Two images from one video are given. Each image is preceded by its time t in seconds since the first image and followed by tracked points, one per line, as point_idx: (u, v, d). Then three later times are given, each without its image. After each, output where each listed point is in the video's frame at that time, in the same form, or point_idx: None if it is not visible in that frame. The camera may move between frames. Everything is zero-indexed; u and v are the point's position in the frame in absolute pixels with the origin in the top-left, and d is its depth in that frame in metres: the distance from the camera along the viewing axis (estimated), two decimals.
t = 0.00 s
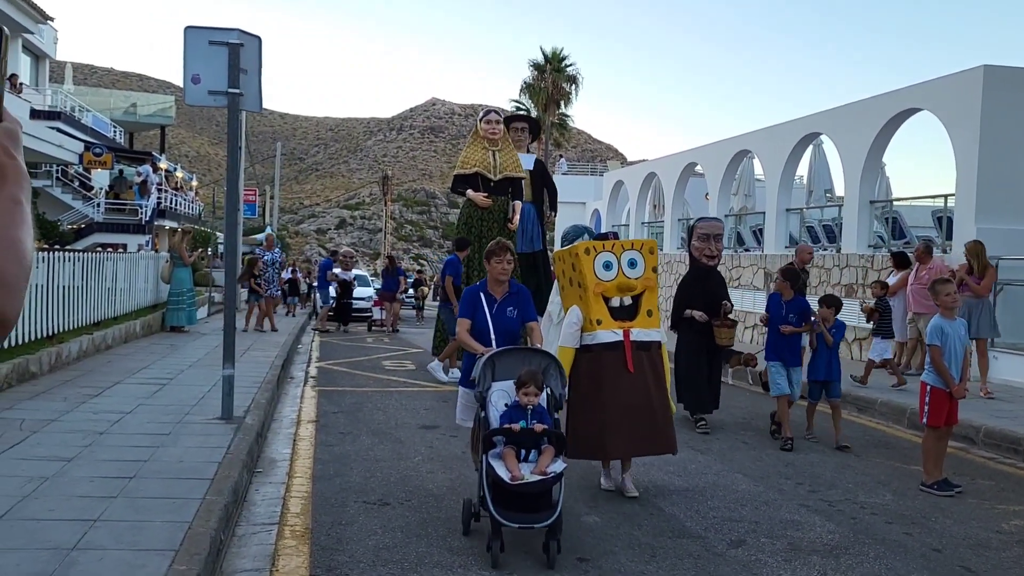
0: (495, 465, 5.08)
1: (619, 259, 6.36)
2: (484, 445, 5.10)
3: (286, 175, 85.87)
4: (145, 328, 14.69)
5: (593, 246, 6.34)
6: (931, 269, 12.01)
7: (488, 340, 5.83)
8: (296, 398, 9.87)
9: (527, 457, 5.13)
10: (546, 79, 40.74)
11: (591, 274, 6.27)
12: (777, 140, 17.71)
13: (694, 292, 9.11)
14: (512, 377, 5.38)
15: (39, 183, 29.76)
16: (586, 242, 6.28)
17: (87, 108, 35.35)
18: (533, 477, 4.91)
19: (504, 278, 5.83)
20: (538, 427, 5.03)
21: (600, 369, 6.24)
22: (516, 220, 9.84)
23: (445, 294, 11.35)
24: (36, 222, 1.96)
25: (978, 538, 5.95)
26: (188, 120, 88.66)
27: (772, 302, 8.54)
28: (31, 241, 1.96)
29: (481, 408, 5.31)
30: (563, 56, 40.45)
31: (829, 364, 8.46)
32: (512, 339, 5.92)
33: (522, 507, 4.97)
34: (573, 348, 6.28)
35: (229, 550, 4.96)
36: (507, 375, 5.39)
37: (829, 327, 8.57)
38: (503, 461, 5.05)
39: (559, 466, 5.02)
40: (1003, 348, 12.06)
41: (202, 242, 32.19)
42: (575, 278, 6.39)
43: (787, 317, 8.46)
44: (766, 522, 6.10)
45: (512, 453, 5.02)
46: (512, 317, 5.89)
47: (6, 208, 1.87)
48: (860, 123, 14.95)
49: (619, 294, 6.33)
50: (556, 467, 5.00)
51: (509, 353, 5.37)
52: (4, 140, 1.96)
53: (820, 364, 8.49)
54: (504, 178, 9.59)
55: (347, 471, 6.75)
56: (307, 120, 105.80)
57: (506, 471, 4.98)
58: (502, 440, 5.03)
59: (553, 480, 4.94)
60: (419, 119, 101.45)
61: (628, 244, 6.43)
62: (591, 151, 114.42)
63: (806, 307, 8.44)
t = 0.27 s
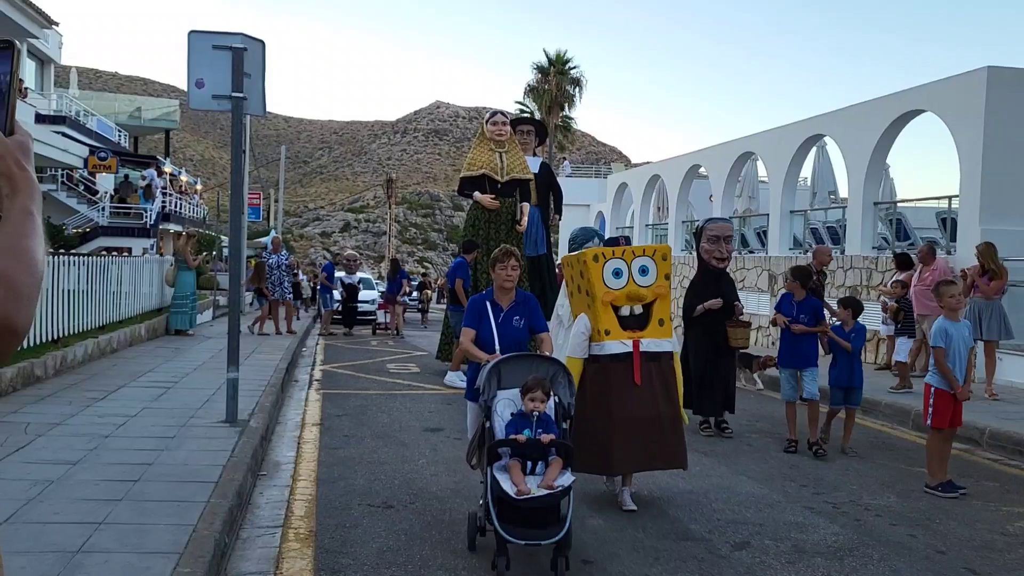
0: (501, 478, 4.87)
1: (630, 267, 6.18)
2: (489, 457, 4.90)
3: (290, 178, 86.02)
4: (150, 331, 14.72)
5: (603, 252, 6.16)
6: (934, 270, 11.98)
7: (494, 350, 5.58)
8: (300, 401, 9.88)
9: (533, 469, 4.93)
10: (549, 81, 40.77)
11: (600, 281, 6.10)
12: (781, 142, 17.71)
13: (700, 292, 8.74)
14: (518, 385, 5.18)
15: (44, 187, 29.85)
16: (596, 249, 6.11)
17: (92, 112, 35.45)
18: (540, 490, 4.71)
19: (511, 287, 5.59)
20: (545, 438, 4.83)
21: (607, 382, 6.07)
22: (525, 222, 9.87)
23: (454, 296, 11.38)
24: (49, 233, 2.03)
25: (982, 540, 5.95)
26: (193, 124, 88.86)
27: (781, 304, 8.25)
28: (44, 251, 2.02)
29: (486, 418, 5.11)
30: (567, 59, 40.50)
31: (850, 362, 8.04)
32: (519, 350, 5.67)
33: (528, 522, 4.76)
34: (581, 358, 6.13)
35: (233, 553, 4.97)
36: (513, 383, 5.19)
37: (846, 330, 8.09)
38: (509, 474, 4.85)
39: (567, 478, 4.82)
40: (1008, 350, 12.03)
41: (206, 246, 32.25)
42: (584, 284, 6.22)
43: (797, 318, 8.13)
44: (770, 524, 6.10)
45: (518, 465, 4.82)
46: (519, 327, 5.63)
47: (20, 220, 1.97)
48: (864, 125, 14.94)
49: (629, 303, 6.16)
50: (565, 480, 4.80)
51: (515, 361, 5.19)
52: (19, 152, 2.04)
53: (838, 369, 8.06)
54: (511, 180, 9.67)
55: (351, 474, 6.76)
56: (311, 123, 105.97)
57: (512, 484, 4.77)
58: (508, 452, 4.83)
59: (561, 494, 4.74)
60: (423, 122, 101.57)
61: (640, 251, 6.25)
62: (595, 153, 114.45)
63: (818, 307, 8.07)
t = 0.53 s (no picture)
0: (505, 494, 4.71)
1: (635, 269, 6.03)
2: (491, 471, 4.74)
3: (291, 183, 86.10)
4: (151, 336, 14.72)
5: (606, 255, 6.03)
6: (935, 272, 11.98)
7: (499, 354, 5.36)
8: (301, 406, 9.88)
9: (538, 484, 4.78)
10: (550, 84, 40.83)
11: (603, 285, 5.97)
12: (782, 145, 17.72)
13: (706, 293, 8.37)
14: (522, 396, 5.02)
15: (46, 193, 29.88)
16: (597, 251, 5.99)
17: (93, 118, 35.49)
18: (547, 507, 4.56)
19: (517, 286, 5.33)
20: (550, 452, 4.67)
21: (610, 387, 5.92)
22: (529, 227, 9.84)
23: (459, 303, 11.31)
24: (48, 233, 2.04)
25: (984, 542, 5.95)
26: (194, 129, 88.97)
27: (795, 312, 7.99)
28: (46, 253, 2.02)
29: (488, 430, 4.95)
30: (568, 62, 40.55)
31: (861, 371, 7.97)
32: (525, 354, 5.42)
33: (534, 540, 4.62)
34: (585, 364, 6.00)
35: (235, 558, 4.97)
36: (517, 394, 5.03)
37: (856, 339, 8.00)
38: (513, 489, 4.70)
39: (573, 494, 4.67)
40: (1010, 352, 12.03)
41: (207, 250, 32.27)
42: (587, 288, 6.10)
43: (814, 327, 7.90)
44: (772, 527, 6.10)
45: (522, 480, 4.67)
46: (525, 330, 5.38)
47: (23, 220, 1.97)
48: (864, 127, 14.95)
49: (633, 307, 6.00)
50: (571, 495, 4.65)
51: (518, 370, 5.02)
52: (18, 152, 2.04)
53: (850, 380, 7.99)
54: (516, 185, 9.58)
55: (353, 478, 6.77)
56: (312, 128, 106.08)
57: (516, 500, 4.62)
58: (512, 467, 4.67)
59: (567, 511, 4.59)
60: (424, 126, 101.67)
61: (647, 252, 6.08)
62: (596, 156, 114.56)
63: (835, 315, 7.85)
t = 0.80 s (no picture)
0: (512, 511, 4.58)
1: (643, 272, 5.77)
2: (497, 487, 4.60)
3: (291, 188, 86.17)
4: (152, 342, 14.73)
5: (614, 255, 5.77)
6: (933, 275, 11.99)
7: (499, 366, 5.14)
8: (302, 411, 9.88)
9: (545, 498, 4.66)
10: (550, 89, 40.87)
11: (609, 286, 5.71)
12: (781, 148, 17.73)
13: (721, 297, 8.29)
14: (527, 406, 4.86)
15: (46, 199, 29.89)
16: (606, 251, 5.73)
17: (93, 124, 35.52)
18: (557, 524, 4.45)
19: (516, 297, 5.14)
20: (559, 466, 4.55)
21: (613, 394, 5.67)
22: (533, 234, 9.73)
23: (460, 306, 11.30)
24: (39, 237, 2.04)
25: (985, 544, 5.95)
26: (194, 135, 89.07)
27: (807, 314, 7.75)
28: (35, 257, 2.01)
29: (492, 443, 4.79)
30: (567, 67, 40.62)
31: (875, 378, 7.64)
32: (527, 365, 5.22)
33: (542, 557, 4.53)
34: (586, 368, 5.72)
35: (236, 563, 4.97)
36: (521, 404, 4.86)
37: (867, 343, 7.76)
38: (520, 505, 4.57)
39: (584, 510, 4.55)
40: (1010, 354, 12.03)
41: (207, 256, 32.30)
42: (593, 289, 5.83)
43: (828, 329, 7.68)
44: (772, 530, 6.10)
45: (530, 495, 4.56)
46: (527, 341, 5.18)
47: (11, 226, 1.98)
48: (864, 130, 14.96)
49: (640, 311, 5.74)
50: (580, 511, 4.54)
51: (522, 380, 4.84)
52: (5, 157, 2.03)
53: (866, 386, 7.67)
54: (520, 192, 9.57)
55: (354, 483, 6.77)
56: (311, 134, 106.21)
57: (525, 517, 4.51)
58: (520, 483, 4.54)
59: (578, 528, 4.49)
60: (423, 131, 101.76)
61: (656, 255, 5.83)
62: (595, 160, 114.64)
63: (847, 315, 7.69)
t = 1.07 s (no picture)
0: (522, 529, 4.18)
1: (660, 281, 5.46)
2: (505, 503, 4.21)
3: (291, 192, 86.27)
4: (153, 346, 14.73)
5: (630, 261, 5.46)
6: (930, 278, 11.99)
7: (496, 371, 4.80)
8: (304, 415, 9.88)
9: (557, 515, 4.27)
10: (549, 92, 40.91)
11: (622, 294, 5.41)
12: (780, 151, 17.75)
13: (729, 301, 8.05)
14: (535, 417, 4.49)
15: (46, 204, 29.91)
16: (621, 257, 5.43)
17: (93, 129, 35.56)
18: (572, 542, 4.05)
19: (509, 295, 4.84)
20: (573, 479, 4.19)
21: (618, 406, 5.43)
22: (533, 239, 9.58)
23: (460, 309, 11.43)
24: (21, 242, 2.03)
25: (986, 546, 5.95)
26: (194, 140, 89.17)
27: (811, 319, 7.42)
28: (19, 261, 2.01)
29: (499, 457, 4.41)
30: (566, 71, 40.69)
31: (888, 382, 7.59)
32: (524, 369, 4.88)
33: None
34: (591, 374, 5.52)
35: (238, 566, 4.98)
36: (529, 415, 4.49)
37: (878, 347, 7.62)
38: (531, 523, 4.17)
39: (600, 527, 4.17)
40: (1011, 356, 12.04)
41: (208, 261, 32.34)
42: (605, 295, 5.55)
43: (835, 334, 7.43)
44: (774, 532, 6.10)
45: (542, 511, 4.16)
46: (522, 343, 4.85)
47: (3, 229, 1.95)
48: (863, 132, 14.98)
49: (653, 322, 5.44)
50: (597, 529, 4.15)
51: (530, 389, 4.49)
52: None
53: (881, 389, 7.61)
54: (520, 197, 9.60)
55: (356, 486, 6.77)
56: (311, 138, 106.35)
57: (537, 536, 4.10)
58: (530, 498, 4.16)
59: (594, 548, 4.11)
60: (423, 134, 101.86)
61: (676, 263, 5.49)
62: (595, 163, 114.74)
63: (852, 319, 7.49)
